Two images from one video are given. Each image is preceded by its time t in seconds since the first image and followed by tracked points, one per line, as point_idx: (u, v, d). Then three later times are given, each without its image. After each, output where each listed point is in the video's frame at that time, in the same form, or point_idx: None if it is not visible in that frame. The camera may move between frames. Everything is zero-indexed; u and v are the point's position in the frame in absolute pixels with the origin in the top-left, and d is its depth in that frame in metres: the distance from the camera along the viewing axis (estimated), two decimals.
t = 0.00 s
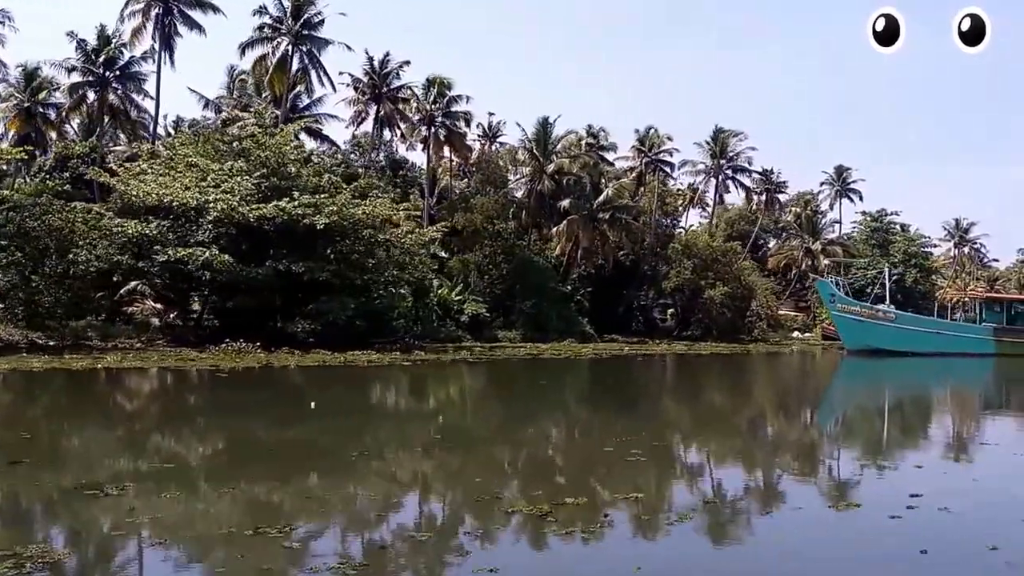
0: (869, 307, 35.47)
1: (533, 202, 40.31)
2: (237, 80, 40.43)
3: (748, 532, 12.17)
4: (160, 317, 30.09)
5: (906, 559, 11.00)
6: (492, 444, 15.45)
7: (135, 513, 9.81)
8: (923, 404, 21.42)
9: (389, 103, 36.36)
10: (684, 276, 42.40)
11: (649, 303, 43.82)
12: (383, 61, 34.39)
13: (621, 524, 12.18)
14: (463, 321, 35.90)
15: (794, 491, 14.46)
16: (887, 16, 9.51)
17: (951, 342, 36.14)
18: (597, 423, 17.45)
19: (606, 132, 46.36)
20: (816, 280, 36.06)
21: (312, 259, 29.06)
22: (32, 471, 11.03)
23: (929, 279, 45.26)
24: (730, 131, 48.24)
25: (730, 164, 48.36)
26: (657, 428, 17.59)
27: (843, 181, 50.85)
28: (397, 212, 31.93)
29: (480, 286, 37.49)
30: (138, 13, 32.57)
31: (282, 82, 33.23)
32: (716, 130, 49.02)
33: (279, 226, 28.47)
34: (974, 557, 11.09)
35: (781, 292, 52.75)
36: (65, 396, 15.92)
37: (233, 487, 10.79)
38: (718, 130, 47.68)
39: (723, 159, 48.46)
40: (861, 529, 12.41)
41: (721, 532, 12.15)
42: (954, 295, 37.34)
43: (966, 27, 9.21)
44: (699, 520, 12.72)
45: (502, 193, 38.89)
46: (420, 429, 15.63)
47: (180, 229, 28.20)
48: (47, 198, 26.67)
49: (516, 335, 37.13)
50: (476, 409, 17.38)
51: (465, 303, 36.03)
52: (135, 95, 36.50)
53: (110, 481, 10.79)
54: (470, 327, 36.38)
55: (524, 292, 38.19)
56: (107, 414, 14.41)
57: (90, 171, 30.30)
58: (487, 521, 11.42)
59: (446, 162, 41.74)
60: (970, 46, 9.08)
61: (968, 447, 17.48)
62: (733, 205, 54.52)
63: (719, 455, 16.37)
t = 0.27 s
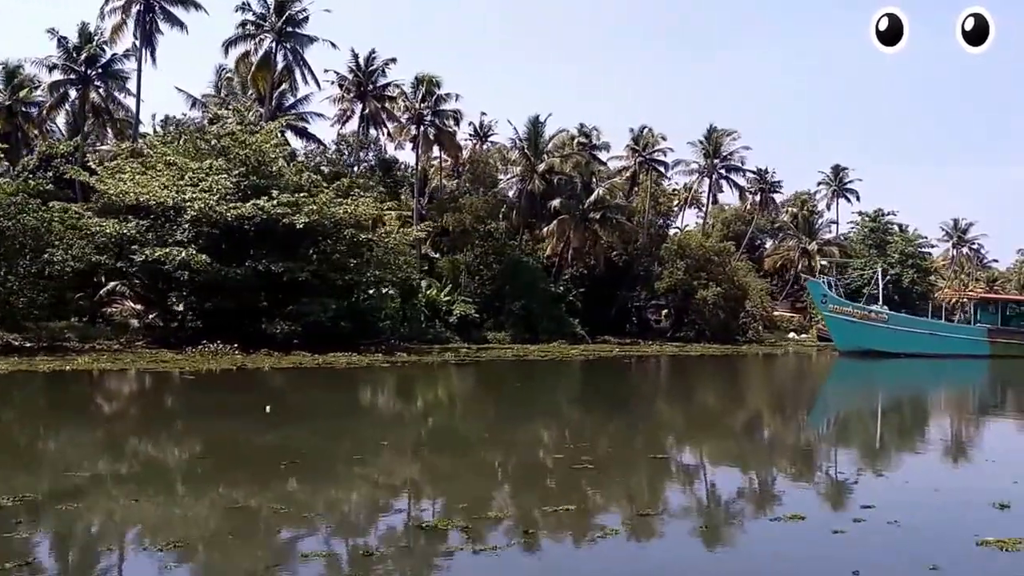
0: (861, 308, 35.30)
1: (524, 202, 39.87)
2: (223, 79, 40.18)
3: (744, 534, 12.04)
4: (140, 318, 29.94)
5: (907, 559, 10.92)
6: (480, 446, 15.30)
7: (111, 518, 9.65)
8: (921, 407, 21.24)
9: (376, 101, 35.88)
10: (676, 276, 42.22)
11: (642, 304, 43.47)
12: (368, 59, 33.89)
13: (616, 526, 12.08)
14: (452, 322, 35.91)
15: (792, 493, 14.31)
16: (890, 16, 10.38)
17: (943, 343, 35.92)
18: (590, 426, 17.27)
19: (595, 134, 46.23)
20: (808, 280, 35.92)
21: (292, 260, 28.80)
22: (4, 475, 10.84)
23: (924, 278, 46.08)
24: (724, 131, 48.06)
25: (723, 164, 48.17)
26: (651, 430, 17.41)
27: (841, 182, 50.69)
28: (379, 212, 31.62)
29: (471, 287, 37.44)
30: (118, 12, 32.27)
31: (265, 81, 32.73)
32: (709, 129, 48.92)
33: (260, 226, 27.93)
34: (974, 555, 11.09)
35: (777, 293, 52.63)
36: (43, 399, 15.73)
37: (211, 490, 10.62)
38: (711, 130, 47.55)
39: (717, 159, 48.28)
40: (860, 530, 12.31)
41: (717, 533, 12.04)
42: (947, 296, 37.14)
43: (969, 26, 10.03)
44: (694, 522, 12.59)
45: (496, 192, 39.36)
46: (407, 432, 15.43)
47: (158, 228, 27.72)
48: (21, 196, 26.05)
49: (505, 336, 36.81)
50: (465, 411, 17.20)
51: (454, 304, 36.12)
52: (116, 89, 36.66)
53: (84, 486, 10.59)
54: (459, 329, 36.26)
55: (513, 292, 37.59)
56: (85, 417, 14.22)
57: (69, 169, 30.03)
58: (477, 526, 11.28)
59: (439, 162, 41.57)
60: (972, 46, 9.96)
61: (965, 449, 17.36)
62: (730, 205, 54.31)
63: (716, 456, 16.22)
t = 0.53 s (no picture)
0: (852, 308, 35.07)
1: (514, 202, 39.50)
2: (209, 76, 39.93)
3: (737, 536, 11.89)
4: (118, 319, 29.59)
5: (900, 560, 10.79)
6: (469, 447, 15.13)
7: (86, 523, 9.47)
8: (916, 409, 21.08)
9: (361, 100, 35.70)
10: (668, 277, 42.30)
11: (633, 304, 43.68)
12: (353, 56, 33.62)
13: (609, 529, 11.95)
14: (439, 322, 35.80)
15: (787, 494, 14.15)
16: (889, 17, 10.11)
17: (935, 345, 35.75)
18: (582, 428, 17.11)
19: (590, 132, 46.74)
20: (798, 280, 35.72)
21: (271, 260, 28.49)
22: None
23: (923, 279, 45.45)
24: (717, 129, 47.65)
25: (716, 162, 47.89)
26: (643, 431, 17.25)
27: (837, 181, 50.46)
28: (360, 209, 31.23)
29: (462, 287, 38.08)
30: (97, 9, 32.07)
31: (247, 78, 32.68)
32: (701, 128, 48.64)
33: (238, 225, 27.73)
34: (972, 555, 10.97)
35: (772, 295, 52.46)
36: (20, 402, 15.54)
37: (192, 493, 10.48)
38: (704, 129, 47.26)
39: (710, 158, 47.98)
40: (854, 531, 12.17)
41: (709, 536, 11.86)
42: (940, 296, 36.95)
43: (969, 26, 9.75)
44: (686, 525, 12.44)
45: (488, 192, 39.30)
46: (393, 433, 15.26)
47: (136, 228, 27.59)
48: None
49: (493, 338, 36.91)
50: (454, 412, 17.03)
51: (442, 305, 35.98)
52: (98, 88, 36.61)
53: (57, 490, 10.40)
54: (446, 330, 36.19)
55: (502, 292, 37.86)
56: (62, 420, 14.04)
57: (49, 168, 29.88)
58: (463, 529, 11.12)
59: (430, 162, 41.32)
60: (970, 46, 9.68)
61: (964, 451, 17.20)
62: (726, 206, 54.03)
63: (713, 459, 16.08)
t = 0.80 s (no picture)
0: (842, 308, 34.85)
1: (503, 202, 39.60)
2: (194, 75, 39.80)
3: (728, 540, 11.77)
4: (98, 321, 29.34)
5: (890, 562, 10.70)
6: (456, 449, 15.01)
7: (59, 527, 9.34)
8: (911, 411, 20.94)
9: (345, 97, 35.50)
10: (659, 277, 41.91)
11: (625, 304, 43.27)
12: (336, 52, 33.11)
13: (602, 532, 11.85)
14: (426, 323, 35.60)
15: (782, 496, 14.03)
16: (889, 16, 10.00)
17: (927, 346, 35.52)
18: (576, 430, 16.93)
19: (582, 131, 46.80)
20: (787, 280, 35.59)
21: (249, 259, 28.30)
22: None
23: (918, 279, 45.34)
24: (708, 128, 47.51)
25: (708, 162, 47.72)
26: (635, 432, 17.09)
27: (832, 180, 50.29)
28: (339, 208, 31.12)
29: (451, 287, 37.46)
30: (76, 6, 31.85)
31: (229, 74, 32.66)
32: (693, 127, 48.49)
33: (214, 225, 27.53)
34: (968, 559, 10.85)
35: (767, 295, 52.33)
36: None
37: (168, 498, 10.35)
38: (695, 127, 47.07)
39: (702, 157, 47.76)
40: (845, 534, 12.04)
41: (701, 540, 11.73)
42: (933, 296, 36.83)
43: (968, 25, 9.60)
44: (676, 528, 12.32)
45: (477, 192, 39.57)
46: (379, 436, 15.10)
47: (112, 227, 27.43)
48: None
49: (481, 337, 36.69)
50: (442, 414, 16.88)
51: (428, 305, 35.70)
52: (76, 86, 36.78)
53: (28, 495, 10.24)
54: (432, 331, 36.03)
55: (490, 293, 37.66)
56: (40, 423, 13.90)
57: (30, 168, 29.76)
58: (446, 533, 10.98)
59: (421, 162, 41.15)
60: (973, 46, 9.49)
61: (961, 453, 17.07)
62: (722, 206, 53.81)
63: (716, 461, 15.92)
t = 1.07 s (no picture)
0: (833, 308, 34.78)
1: (492, 202, 39.09)
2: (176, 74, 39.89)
3: (720, 542, 11.71)
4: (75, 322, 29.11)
5: (880, 565, 10.60)
6: (445, 451, 14.88)
7: (34, 531, 9.20)
8: (908, 412, 20.82)
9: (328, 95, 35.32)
10: (650, 277, 41.42)
11: (616, 304, 42.89)
12: (319, 50, 33.15)
13: (593, 534, 11.78)
14: (412, 324, 35.54)
15: (775, 498, 13.98)
16: (886, 16, 9.40)
17: (918, 347, 35.38)
18: (568, 432, 16.79)
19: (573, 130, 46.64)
20: (777, 280, 35.47)
21: (227, 259, 28.17)
22: None
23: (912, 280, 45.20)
24: (701, 126, 47.29)
25: (699, 161, 47.47)
26: (627, 434, 16.97)
27: (827, 179, 50.11)
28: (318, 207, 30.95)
29: (440, 287, 37.51)
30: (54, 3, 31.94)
31: (211, 70, 32.77)
32: (685, 126, 48.35)
33: (192, 224, 27.35)
34: (964, 561, 10.79)
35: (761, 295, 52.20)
36: None
37: (147, 501, 10.23)
38: (687, 126, 46.90)
39: (693, 155, 47.57)
40: (839, 535, 11.96)
41: (694, 543, 11.64)
42: (926, 296, 36.66)
43: (965, 26, 9.13)
44: (668, 531, 12.24)
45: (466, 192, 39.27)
46: (363, 438, 14.98)
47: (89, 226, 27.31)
48: None
49: (467, 338, 36.57)
50: (428, 416, 16.76)
51: (415, 306, 35.69)
52: (57, 84, 36.96)
53: (2, 498, 10.10)
54: (420, 332, 35.96)
55: (478, 293, 37.52)
56: (16, 426, 13.75)
57: (9, 166, 29.63)
58: (434, 537, 10.89)
59: (413, 161, 41.02)
60: (969, 45, 8.99)
61: (958, 454, 16.96)
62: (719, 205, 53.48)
63: (711, 462, 15.84)
